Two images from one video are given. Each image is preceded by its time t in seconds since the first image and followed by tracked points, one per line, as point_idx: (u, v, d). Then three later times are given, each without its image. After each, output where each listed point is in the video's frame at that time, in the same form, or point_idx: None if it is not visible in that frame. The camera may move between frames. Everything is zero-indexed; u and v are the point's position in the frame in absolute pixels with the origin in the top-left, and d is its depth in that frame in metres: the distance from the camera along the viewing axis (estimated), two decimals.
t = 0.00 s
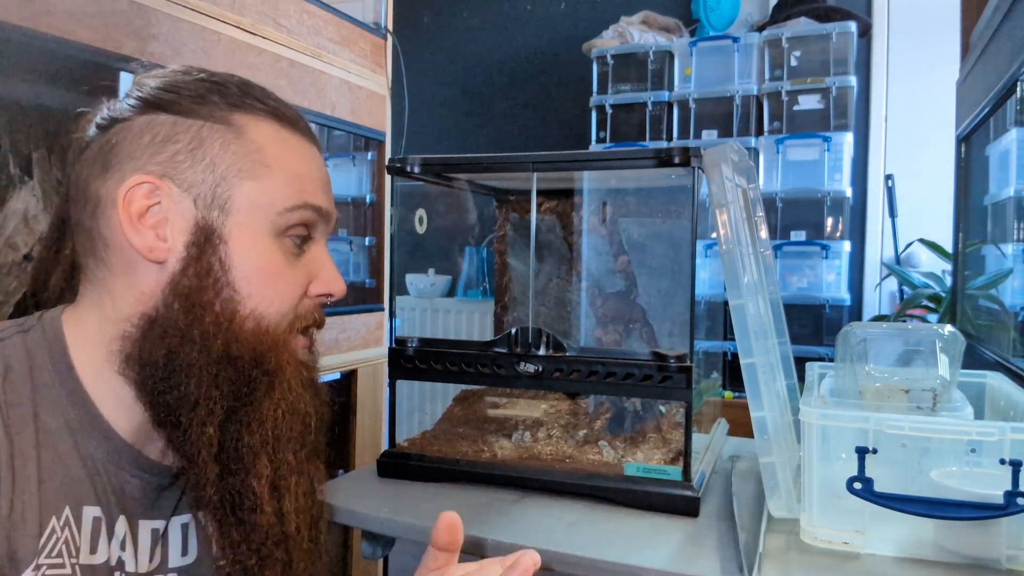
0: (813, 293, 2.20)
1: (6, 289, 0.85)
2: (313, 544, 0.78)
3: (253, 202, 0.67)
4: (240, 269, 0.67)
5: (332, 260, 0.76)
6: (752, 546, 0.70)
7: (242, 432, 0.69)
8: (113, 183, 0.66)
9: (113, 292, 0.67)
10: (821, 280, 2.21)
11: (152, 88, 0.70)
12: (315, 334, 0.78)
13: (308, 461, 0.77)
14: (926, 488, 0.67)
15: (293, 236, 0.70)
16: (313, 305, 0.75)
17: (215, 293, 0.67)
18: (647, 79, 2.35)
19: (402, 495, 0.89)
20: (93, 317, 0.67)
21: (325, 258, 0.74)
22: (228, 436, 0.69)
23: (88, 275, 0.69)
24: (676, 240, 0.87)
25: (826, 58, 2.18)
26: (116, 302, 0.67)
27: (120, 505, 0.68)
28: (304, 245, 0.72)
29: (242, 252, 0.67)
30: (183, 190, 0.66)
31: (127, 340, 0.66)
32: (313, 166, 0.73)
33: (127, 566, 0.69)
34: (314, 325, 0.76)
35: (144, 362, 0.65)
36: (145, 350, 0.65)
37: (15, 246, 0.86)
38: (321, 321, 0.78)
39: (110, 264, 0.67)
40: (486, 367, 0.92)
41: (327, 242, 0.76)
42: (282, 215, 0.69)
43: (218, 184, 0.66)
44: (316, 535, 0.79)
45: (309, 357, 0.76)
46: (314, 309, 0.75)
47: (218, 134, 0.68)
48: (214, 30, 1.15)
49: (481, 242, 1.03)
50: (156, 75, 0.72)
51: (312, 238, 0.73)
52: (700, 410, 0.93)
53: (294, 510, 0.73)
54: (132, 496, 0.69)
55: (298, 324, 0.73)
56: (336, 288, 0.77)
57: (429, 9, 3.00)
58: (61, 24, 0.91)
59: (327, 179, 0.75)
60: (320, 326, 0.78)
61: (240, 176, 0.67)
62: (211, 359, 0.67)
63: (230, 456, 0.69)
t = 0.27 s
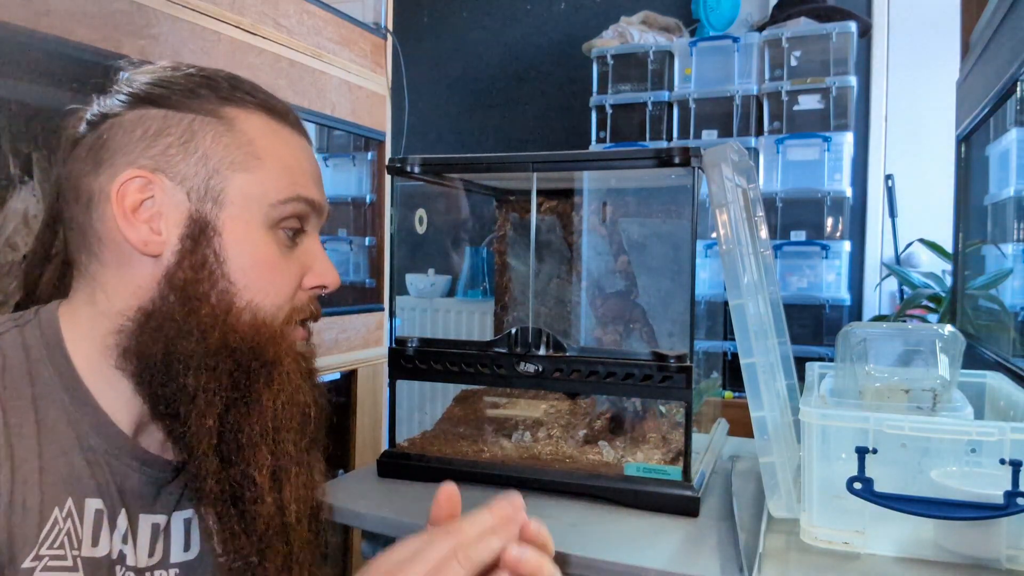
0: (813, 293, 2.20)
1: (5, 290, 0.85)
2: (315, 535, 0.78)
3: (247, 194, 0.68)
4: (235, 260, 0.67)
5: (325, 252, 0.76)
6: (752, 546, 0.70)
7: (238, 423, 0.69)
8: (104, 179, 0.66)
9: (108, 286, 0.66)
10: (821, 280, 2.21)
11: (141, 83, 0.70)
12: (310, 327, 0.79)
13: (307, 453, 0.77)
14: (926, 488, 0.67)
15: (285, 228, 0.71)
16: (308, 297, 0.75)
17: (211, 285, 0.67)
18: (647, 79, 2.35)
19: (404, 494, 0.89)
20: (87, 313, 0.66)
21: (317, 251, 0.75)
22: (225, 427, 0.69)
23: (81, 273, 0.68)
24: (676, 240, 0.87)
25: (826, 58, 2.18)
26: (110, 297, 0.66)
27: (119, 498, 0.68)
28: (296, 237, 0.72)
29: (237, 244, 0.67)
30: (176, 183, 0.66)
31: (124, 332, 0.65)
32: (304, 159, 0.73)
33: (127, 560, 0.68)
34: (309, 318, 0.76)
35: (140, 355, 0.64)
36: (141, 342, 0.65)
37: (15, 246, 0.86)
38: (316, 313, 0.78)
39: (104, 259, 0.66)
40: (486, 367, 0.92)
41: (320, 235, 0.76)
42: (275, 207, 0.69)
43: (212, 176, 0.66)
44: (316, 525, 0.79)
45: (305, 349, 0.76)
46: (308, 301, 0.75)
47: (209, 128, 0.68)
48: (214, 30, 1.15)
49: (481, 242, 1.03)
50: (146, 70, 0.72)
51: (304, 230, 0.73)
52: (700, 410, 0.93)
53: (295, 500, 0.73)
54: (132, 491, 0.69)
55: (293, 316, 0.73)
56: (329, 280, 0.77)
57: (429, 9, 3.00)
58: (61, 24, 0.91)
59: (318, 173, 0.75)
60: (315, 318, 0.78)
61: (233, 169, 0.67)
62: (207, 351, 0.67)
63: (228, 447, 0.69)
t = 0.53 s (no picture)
0: (813, 293, 2.20)
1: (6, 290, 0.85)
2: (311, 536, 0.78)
3: (246, 194, 0.67)
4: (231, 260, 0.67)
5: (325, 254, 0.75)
6: (752, 545, 0.70)
7: (236, 425, 0.68)
8: (108, 178, 0.65)
9: (108, 286, 0.66)
10: (821, 280, 2.21)
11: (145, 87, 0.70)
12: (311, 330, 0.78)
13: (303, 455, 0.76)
14: (926, 488, 0.67)
15: (285, 229, 0.70)
16: (308, 298, 0.74)
17: (208, 285, 0.66)
18: (647, 79, 2.35)
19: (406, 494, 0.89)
20: (87, 312, 0.66)
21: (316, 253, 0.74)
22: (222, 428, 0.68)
23: (82, 272, 0.68)
24: (676, 240, 0.87)
25: (826, 58, 2.18)
26: (110, 295, 0.66)
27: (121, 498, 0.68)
28: (295, 238, 0.71)
29: (235, 244, 0.67)
30: (177, 182, 0.65)
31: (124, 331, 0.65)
32: (305, 162, 0.73)
33: (128, 560, 0.68)
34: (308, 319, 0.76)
35: (138, 354, 0.64)
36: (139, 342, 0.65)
37: (14, 246, 0.85)
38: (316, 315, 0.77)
39: (104, 258, 0.66)
40: (486, 367, 0.92)
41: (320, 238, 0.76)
42: (274, 207, 0.68)
43: (211, 176, 0.66)
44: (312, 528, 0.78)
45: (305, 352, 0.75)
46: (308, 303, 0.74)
47: (209, 129, 0.68)
48: (214, 30, 1.15)
49: (480, 242, 1.04)
50: (151, 73, 0.73)
51: (304, 233, 0.72)
52: (700, 410, 0.93)
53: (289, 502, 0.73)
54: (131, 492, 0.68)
55: (293, 318, 0.72)
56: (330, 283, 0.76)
57: (429, 9, 3.00)
58: (61, 24, 0.91)
59: (319, 175, 0.75)
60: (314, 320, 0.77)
61: (233, 169, 0.67)
62: (205, 350, 0.67)
63: (225, 449, 0.68)
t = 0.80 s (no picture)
0: (813, 293, 2.20)
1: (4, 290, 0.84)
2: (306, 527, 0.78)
3: (231, 187, 0.67)
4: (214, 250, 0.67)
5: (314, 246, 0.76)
6: (752, 546, 0.70)
7: (226, 416, 0.69)
8: (92, 177, 0.65)
9: (96, 284, 0.66)
10: (821, 280, 2.21)
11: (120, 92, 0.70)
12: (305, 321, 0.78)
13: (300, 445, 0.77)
14: (926, 488, 0.67)
15: (272, 222, 0.70)
16: (298, 290, 0.75)
17: (195, 279, 0.66)
18: (647, 79, 2.35)
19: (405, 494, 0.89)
20: (77, 310, 0.66)
21: (303, 245, 0.74)
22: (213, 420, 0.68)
23: (71, 272, 0.68)
24: (676, 240, 0.87)
25: (826, 58, 2.18)
26: (98, 294, 0.66)
27: (115, 495, 0.68)
28: (282, 231, 0.72)
29: (221, 237, 0.67)
30: (160, 178, 0.65)
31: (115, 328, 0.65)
32: (289, 155, 0.73)
33: (123, 558, 0.68)
34: (299, 310, 0.76)
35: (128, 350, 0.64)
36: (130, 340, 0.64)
37: (15, 247, 0.85)
38: (307, 306, 0.77)
39: (95, 255, 0.66)
40: (486, 367, 0.92)
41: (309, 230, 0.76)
42: (259, 200, 0.69)
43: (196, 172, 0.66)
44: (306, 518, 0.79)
45: (296, 342, 0.76)
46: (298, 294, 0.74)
47: (192, 126, 0.68)
48: (214, 31, 1.15)
49: (481, 243, 1.04)
50: (136, 71, 0.72)
51: (290, 223, 0.72)
52: (700, 410, 0.93)
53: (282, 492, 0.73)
54: (126, 489, 0.68)
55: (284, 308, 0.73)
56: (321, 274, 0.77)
57: (429, 9, 3.00)
58: (61, 24, 0.91)
59: (305, 168, 0.75)
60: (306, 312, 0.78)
61: (216, 163, 0.67)
62: (192, 345, 0.67)
63: (215, 441, 0.69)
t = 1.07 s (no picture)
0: (813, 293, 2.20)
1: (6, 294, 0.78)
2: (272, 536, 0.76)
3: (182, 180, 0.62)
4: (164, 247, 0.63)
5: (287, 243, 0.71)
6: (752, 546, 0.70)
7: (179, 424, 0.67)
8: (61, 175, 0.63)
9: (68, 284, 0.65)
10: (821, 280, 2.21)
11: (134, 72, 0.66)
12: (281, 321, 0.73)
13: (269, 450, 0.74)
14: (926, 488, 0.67)
15: (231, 219, 0.65)
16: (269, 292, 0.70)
17: (145, 280, 0.63)
18: (647, 79, 2.35)
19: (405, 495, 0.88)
20: (58, 312, 0.65)
21: (273, 241, 0.69)
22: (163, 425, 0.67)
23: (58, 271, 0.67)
24: (676, 240, 0.87)
25: (826, 58, 2.18)
26: (73, 295, 0.65)
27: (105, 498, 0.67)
28: (246, 227, 0.66)
29: (171, 235, 0.62)
30: (113, 176, 0.61)
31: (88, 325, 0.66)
32: (254, 145, 0.67)
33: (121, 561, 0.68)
34: (274, 312, 0.71)
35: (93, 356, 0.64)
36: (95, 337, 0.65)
37: (15, 247, 0.79)
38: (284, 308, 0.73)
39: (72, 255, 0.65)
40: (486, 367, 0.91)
41: (281, 224, 0.70)
42: (213, 195, 0.63)
43: (149, 161, 0.63)
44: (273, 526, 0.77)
45: (263, 348, 0.71)
46: (269, 294, 0.70)
47: (158, 117, 0.63)
48: (214, 31, 1.15)
49: (481, 242, 1.02)
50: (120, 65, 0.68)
51: (256, 218, 0.67)
52: (700, 410, 0.93)
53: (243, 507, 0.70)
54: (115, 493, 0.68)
55: (252, 312, 0.69)
56: (294, 273, 0.71)
57: (429, 9, 3.00)
58: (59, 23, 0.92)
59: (278, 160, 0.69)
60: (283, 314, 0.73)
61: (168, 157, 0.62)
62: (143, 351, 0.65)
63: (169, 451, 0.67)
